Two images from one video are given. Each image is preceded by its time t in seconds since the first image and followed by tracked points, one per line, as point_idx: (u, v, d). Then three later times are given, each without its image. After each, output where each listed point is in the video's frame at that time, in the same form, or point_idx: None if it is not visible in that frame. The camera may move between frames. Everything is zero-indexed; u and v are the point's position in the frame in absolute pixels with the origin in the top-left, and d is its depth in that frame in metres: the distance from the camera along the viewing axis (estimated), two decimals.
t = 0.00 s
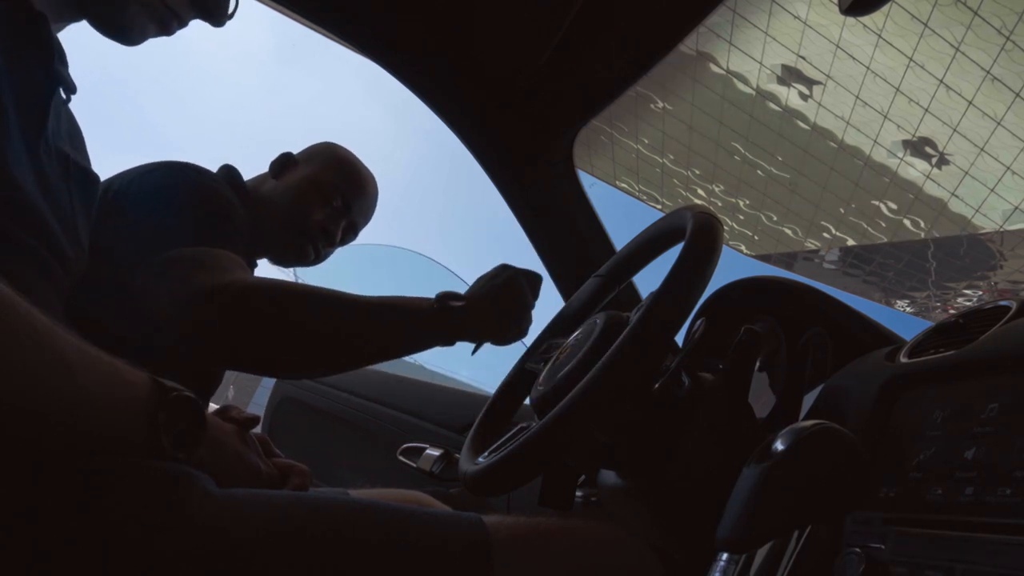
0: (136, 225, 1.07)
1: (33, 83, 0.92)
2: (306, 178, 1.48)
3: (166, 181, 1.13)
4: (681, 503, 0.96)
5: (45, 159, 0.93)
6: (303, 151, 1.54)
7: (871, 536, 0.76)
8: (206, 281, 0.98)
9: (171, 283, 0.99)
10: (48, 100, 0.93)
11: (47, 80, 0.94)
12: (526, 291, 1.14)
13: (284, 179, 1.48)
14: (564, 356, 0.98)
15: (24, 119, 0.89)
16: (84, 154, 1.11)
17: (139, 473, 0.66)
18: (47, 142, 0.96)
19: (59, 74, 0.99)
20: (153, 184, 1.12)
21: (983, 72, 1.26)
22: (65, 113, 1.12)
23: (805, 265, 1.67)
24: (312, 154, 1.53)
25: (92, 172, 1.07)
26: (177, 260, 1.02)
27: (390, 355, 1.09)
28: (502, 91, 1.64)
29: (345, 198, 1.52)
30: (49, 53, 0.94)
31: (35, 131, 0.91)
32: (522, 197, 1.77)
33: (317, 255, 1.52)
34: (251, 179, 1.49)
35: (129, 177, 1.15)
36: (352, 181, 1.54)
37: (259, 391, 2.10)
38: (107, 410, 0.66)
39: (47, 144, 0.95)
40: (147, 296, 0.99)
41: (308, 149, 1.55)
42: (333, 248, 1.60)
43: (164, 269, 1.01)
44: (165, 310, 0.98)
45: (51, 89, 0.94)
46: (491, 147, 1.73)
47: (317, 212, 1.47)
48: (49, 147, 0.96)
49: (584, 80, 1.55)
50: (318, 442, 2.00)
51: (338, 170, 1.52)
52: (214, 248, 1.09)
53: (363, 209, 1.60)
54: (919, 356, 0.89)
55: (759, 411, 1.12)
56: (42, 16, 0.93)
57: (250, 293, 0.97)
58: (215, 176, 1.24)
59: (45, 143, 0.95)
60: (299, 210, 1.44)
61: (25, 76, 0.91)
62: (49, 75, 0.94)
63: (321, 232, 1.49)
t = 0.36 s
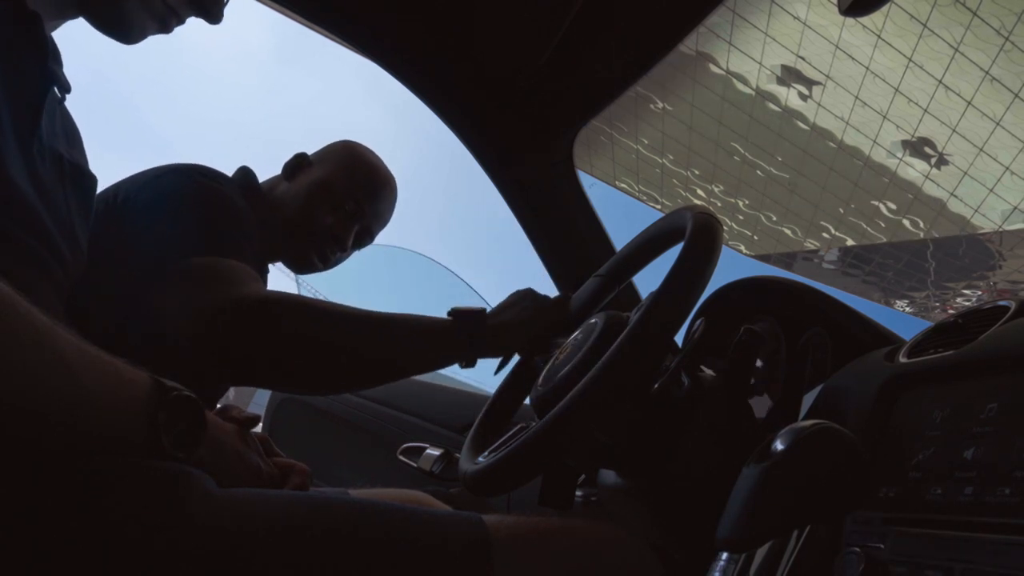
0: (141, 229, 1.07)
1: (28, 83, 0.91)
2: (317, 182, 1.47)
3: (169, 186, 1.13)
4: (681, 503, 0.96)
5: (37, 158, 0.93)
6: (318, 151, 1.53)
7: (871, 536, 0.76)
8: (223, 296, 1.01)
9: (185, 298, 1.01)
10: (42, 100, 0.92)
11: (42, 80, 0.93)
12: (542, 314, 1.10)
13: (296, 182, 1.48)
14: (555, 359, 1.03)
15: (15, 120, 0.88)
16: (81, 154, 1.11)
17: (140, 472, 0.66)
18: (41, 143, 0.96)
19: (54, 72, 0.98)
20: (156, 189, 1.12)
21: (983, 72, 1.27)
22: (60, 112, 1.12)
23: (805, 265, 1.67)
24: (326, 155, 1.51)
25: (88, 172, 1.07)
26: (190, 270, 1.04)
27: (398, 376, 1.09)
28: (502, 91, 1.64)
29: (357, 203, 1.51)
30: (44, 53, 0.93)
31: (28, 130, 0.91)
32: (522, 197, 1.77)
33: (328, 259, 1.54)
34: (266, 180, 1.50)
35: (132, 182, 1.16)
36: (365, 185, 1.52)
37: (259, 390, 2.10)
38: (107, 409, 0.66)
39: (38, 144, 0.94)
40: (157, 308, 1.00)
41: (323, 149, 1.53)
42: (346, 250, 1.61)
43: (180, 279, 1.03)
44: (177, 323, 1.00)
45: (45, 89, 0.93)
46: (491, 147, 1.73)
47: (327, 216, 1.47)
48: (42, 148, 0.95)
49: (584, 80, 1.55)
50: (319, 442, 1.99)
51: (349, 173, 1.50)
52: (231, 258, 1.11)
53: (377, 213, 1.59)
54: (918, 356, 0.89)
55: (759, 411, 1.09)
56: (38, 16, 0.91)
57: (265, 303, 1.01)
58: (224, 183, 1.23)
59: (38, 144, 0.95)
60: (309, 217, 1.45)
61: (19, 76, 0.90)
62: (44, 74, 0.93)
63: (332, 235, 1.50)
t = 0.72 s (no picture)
0: (135, 228, 1.07)
1: (28, 86, 0.91)
2: (309, 176, 1.47)
3: (162, 183, 1.13)
4: (681, 503, 0.96)
5: (34, 158, 0.93)
6: (314, 148, 1.54)
7: (871, 536, 0.76)
8: (221, 296, 1.01)
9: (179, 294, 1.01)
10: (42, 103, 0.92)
11: (43, 83, 0.93)
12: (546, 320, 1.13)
13: (294, 179, 1.49)
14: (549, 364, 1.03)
15: (14, 122, 0.88)
16: (81, 155, 1.11)
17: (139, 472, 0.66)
18: (39, 145, 0.96)
19: (54, 74, 0.98)
20: (150, 185, 1.12)
21: (983, 72, 1.27)
22: (59, 112, 1.12)
23: (805, 265, 1.68)
24: (320, 151, 1.52)
25: (88, 173, 1.07)
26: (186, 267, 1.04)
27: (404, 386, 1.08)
28: (502, 91, 1.64)
29: (351, 194, 1.49)
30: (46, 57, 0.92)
31: (25, 131, 0.91)
32: (522, 197, 1.77)
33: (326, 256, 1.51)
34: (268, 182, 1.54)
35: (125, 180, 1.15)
36: (360, 174, 1.50)
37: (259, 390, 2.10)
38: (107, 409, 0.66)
39: (37, 145, 0.95)
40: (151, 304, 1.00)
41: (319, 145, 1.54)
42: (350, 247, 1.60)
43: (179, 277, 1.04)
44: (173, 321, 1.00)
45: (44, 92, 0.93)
46: (491, 147, 1.73)
47: (321, 210, 1.47)
48: (39, 148, 0.95)
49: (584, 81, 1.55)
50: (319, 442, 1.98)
51: (345, 163, 1.49)
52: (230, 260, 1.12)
53: (378, 206, 1.56)
54: (919, 355, 0.89)
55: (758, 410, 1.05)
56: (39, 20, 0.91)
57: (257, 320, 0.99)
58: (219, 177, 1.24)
59: (36, 145, 0.95)
60: (307, 215, 1.45)
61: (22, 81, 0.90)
62: (43, 77, 0.93)
63: (331, 230, 1.49)
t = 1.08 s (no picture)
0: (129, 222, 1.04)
1: (30, 88, 0.91)
2: (302, 169, 1.45)
3: (159, 176, 1.10)
4: (681, 503, 0.97)
5: (37, 159, 0.94)
6: (297, 138, 1.51)
7: (871, 536, 0.76)
8: (219, 275, 0.98)
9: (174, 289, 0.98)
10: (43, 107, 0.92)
11: (46, 86, 0.93)
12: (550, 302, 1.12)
13: (282, 171, 1.47)
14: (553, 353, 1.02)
15: (16, 125, 0.89)
16: (83, 155, 1.12)
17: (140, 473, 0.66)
18: (41, 145, 0.97)
19: (56, 76, 0.98)
20: (149, 177, 1.09)
21: (982, 71, 1.27)
22: (61, 113, 1.13)
23: (805, 264, 1.61)
24: (306, 140, 1.49)
25: (87, 173, 1.08)
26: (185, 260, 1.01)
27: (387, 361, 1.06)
28: (502, 91, 1.64)
29: (345, 184, 1.50)
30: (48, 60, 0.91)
31: (28, 134, 0.91)
32: (522, 197, 1.77)
33: (322, 243, 1.55)
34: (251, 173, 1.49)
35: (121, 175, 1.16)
36: (356, 162, 1.50)
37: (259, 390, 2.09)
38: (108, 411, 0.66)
39: (38, 145, 0.95)
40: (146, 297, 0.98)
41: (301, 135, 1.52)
42: (342, 233, 1.62)
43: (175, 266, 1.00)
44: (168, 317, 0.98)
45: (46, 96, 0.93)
46: (491, 147, 1.73)
47: (316, 200, 1.47)
48: (42, 148, 0.96)
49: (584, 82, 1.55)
50: (319, 442, 1.99)
51: (333, 154, 1.48)
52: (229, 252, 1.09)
53: (369, 193, 1.58)
54: (918, 355, 0.90)
55: (759, 409, 1.09)
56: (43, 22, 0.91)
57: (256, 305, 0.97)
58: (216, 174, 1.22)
59: (38, 145, 0.95)
60: (300, 206, 1.45)
61: (26, 85, 0.90)
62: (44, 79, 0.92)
63: (325, 219, 1.51)
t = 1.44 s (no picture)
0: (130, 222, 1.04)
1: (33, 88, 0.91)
2: (304, 175, 1.28)
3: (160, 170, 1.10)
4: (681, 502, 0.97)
5: (42, 156, 0.95)
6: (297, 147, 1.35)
7: (870, 535, 0.76)
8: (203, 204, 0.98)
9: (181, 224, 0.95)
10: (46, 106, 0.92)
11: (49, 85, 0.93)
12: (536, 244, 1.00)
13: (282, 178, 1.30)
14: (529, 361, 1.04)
15: (22, 122, 0.89)
16: (87, 155, 1.12)
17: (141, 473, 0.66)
18: (47, 142, 0.98)
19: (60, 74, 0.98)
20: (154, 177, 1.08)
21: (982, 72, 1.26)
22: (66, 113, 1.13)
23: (804, 264, 1.54)
24: (306, 149, 1.34)
25: (92, 172, 1.08)
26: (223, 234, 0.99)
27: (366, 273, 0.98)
28: (502, 91, 1.64)
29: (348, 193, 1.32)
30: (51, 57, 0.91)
31: (34, 133, 0.92)
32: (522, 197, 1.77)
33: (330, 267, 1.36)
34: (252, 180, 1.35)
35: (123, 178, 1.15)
36: (358, 172, 1.35)
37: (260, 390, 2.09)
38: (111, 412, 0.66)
39: (44, 142, 0.95)
40: (158, 255, 0.94)
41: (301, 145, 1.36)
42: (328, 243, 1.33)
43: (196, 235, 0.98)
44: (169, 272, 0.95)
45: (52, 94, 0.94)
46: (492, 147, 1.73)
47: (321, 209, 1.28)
48: (48, 145, 0.97)
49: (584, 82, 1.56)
50: (320, 442, 1.99)
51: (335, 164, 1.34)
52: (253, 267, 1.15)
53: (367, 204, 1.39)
54: (918, 355, 0.90)
55: (759, 410, 1.12)
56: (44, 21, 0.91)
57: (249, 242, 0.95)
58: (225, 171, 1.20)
59: (44, 142, 0.96)
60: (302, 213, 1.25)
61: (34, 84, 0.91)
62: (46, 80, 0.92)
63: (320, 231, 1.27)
